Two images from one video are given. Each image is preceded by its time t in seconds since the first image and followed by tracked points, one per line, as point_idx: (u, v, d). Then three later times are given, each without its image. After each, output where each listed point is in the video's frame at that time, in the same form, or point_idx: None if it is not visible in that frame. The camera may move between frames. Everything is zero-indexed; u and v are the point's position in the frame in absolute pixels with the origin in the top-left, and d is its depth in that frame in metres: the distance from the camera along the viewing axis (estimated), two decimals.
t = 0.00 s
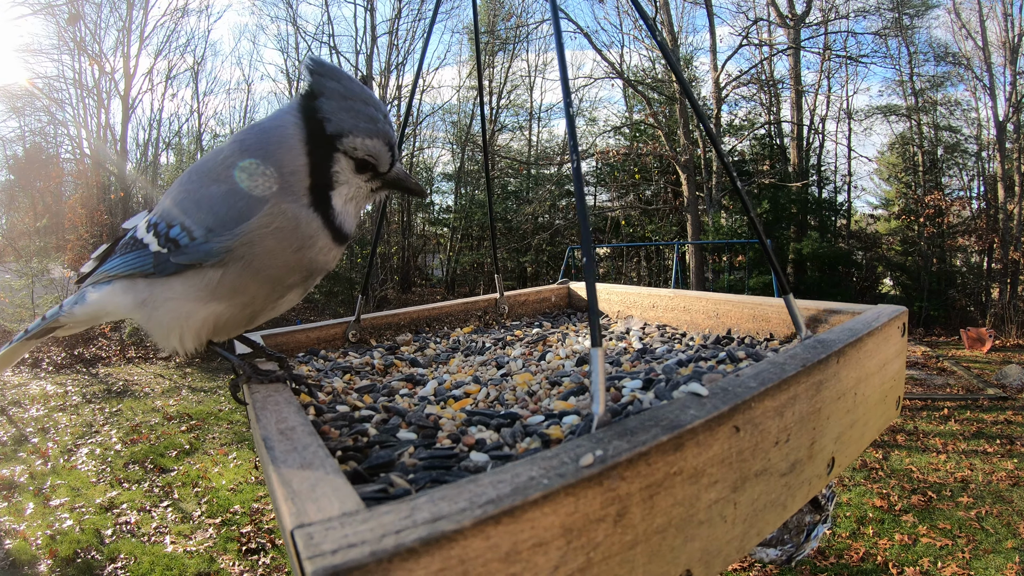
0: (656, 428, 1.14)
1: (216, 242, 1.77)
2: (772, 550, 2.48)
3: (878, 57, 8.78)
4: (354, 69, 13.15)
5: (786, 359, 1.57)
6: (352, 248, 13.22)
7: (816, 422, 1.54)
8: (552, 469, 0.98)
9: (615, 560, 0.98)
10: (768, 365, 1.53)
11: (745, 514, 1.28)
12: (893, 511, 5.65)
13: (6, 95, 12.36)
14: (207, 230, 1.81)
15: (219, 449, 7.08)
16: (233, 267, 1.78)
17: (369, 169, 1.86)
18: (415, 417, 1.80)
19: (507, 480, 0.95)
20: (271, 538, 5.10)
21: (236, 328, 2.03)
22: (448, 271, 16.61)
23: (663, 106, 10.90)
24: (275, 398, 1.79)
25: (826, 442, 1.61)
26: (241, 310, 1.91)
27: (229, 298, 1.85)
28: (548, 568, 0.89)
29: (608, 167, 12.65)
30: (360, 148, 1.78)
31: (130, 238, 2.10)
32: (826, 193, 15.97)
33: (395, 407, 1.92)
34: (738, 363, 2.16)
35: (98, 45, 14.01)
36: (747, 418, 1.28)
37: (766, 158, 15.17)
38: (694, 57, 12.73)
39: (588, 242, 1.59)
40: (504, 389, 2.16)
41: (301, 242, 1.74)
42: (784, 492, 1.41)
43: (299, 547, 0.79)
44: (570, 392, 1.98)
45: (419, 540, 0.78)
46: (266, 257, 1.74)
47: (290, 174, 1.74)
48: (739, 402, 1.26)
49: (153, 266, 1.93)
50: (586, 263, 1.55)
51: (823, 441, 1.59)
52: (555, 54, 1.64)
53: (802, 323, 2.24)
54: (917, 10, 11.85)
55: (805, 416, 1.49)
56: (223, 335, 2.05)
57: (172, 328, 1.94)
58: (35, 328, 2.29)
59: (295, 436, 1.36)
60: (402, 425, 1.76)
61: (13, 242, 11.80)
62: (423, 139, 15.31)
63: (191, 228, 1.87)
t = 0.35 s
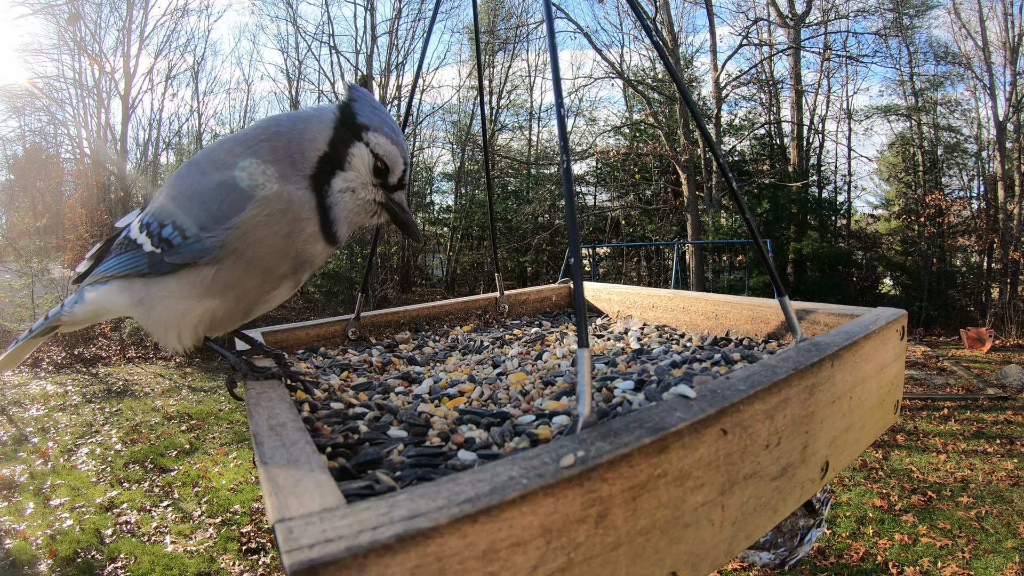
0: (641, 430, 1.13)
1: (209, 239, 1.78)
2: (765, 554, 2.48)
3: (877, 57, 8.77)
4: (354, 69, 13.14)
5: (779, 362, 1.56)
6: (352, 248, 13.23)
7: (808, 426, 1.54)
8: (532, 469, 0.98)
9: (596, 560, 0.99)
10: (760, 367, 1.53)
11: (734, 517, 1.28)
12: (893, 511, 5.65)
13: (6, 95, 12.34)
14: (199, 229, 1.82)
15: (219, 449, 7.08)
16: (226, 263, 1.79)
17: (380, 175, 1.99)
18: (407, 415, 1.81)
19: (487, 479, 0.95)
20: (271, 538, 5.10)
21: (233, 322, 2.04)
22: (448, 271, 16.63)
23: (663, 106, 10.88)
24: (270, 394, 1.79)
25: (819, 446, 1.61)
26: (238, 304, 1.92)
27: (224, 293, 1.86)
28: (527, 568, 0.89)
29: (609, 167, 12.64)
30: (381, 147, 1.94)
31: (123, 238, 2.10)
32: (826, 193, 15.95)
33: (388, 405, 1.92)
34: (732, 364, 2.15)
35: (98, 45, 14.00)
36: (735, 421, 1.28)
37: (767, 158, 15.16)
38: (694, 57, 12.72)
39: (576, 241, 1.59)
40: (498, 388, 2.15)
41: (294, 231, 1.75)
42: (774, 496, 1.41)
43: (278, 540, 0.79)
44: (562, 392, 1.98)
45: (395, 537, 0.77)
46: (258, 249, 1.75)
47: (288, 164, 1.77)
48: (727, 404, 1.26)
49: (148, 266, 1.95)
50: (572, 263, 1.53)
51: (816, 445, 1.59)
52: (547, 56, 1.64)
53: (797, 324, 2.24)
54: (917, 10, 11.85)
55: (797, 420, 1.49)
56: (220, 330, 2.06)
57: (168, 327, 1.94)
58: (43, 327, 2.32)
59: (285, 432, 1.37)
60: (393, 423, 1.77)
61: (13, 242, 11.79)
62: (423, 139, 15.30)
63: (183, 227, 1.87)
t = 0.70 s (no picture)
0: (674, 423, 1.14)
1: (242, 245, 1.73)
2: (783, 549, 2.48)
3: (878, 57, 8.78)
4: (354, 69, 13.15)
5: (797, 354, 1.57)
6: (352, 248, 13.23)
7: (827, 418, 1.55)
8: (573, 466, 0.98)
9: (636, 558, 0.99)
10: (780, 360, 1.53)
11: (761, 511, 1.28)
12: (893, 511, 5.66)
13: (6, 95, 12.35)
14: (227, 234, 1.74)
15: (219, 449, 7.08)
16: (257, 272, 1.77)
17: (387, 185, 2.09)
18: (422, 417, 1.81)
19: (526, 478, 0.94)
20: (271, 538, 5.10)
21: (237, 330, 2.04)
22: (448, 271, 16.64)
23: (663, 106, 10.90)
24: (278, 400, 1.78)
25: (837, 439, 1.61)
26: (252, 313, 1.92)
27: (244, 302, 1.84)
28: (570, 569, 0.89)
29: (608, 167, 12.65)
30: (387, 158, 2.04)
31: (117, 238, 1.97)
32: (825, 193, 15.94)
33: (401, 408, 1.92)
34: (745, 361, 2.16)
35: (98, 44, 13.99)
36: (763, 413, 1.29)
37: (767, 158, 15.16)
38: (694, 58, 12.73)
39: (598, 239, 1.61)
40: (510, 389, 2.16)
41: (328, 243, 1.79)
42: (797, 489, 1.41)
43: (313, 550, 0.78)
44: (577, 392, 1.99)
45: (440, 541, 0.77)
46: (290, 260, 1.76)
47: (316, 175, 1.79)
48: (755, 397, 1.26)
49: (157, 271, 1.83)
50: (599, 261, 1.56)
51: (835, 437, 1.60)
52: (563, 51, 1.65)
53: (809, 321, 2.24)
54: (917, 11, 11.87)
55: (817, 412, 1.50)
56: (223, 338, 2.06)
57: (175, 334, 1.90)
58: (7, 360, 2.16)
59: (302, 437, 1.36)
60: (409, 426, 1.77)
61: (13, 242, 11.79)
62: (423, 139, 15.30)
63: (206, 230, 1.77)
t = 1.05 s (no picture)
0: (685, 422, 1.14)
1: (275, 256, 1.82)
2: (787, 546, 2.47)
3: (878, 57, 8.79)
4: (354, 69, 13.14)
5: (801, 353, 1.57)
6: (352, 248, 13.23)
7: (832, 415, 1.55)
8: (587, 466, 0.98)
9: (648, 557, 0.99)
10: (785, 359, 1.53)
11: (768, 507, 1.28)
12: (893, 511, 5.66)
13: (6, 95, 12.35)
14: (260, 244, 1.82)
15: (219, 449, 7.08)
16: (281, 282, 1.85)
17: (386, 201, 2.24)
18: (429, 419, 1.81)
19: (541, 478, 0.94)
20: (271, 538, 5.10)
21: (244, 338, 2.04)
22: (447, 272, 16.66)
23: (663, 106, 10.89)
24: (284, 402, 1.79)
25: (841, 435, 1.61)
26: (266, 322, 1.97)
27: (261, 311, 1.89)
28: (585, 568, 0.88)
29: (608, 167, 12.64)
30: (382, 177, 2.18)
31: (132, 237, 1.96)
32: (825, 193, 15.91)
33: (406, 410, 1.92)
34: (749, 359, 2.16)
35: (98, 44, 14.00)
36: (770, 411, 1.29)
37: (767, 158, 15.17)
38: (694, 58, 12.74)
39: (608, 240, 1.61)
40: (515, 389, 2.16)
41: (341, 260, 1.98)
42: (803, 486, 1.42)
43: (330, 555, 0.78)
44: (583, 392, 1.98)
45: (458, 543, 0.77)
46: (310, 274, 1.90)
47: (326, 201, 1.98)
48: (763, 395, 1.26)
49: (181, 274, 1.84)
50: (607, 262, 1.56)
51: (838, 434, 1.60)
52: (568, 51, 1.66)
53: (812, 318, 2.23)
54: (918, 11, 11.86)
55: (822, 409, 1.50)
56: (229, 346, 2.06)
57: (185, 339, 1.89)
58: None
59: (311, 439, 1.36)
60: (416, 427, 1.77)
61: (13, 242, 11.78)
62: (423, 139, 15.30)
63: (239, 238, 1.84)
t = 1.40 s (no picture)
0: (623, 432, 1.13)
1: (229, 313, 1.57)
2: (757, 556, 2.51)
3: (877, 57, 8.79)
4: (354, 69, 13.14)
5: (769, 365, 1.57)
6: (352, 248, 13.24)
7: (798, 429, 1.55)
8: (513, 469, 0.98)
9: (577, 560, 0.99)
10: (749, 371, 1.52)
11: (719, 519, 1.29)
12: (893, 511, 5.65)
13: (6, 96, 12.37)
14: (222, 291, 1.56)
15: (219, 449, 7.08)
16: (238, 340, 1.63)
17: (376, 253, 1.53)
18: (401, 413, 1.81)
19: (467, 479, 0.95)
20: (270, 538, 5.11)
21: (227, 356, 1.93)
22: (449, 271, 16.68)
23: (663, 106, 10.90)
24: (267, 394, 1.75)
25: (811, 447, 1.61)
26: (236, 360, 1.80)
27: (226, 353, 1.72)
28: (505, 566, 0.91)
29: (609, 167, 12.64)
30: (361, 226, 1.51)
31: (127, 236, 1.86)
32: (825, 193, 15.89)
33: (384, 402, 1.92)
34: (724, 367, 2.16)
35: (99, 44, 14.01)
36: (721, 424, 1.28)
37: (767, 158, 15.19)
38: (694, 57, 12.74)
39: (565, 247, 1.64)
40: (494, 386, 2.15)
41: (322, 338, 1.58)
42: (762, 499, 1.41)
43: (263, 534, 0.81)
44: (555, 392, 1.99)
45: (374, 533, 0.79)
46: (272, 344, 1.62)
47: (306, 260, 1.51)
48: (712, 408, 1.25)
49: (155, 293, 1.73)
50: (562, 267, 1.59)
51: (807, 447, 1.59)
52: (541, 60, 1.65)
53: (792, 327, 2.23)
54: (917, 11, 11.87)
55: (786, 423, 1.49)
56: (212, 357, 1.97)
57: (160, 353, 1.81)
58: (6, 345, 2.23)
59: (280, 429, 1.38)
60: (387, 420, 1.77)
61: (12, 241, 11.46)
62: (423, 139, 15.31)
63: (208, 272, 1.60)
